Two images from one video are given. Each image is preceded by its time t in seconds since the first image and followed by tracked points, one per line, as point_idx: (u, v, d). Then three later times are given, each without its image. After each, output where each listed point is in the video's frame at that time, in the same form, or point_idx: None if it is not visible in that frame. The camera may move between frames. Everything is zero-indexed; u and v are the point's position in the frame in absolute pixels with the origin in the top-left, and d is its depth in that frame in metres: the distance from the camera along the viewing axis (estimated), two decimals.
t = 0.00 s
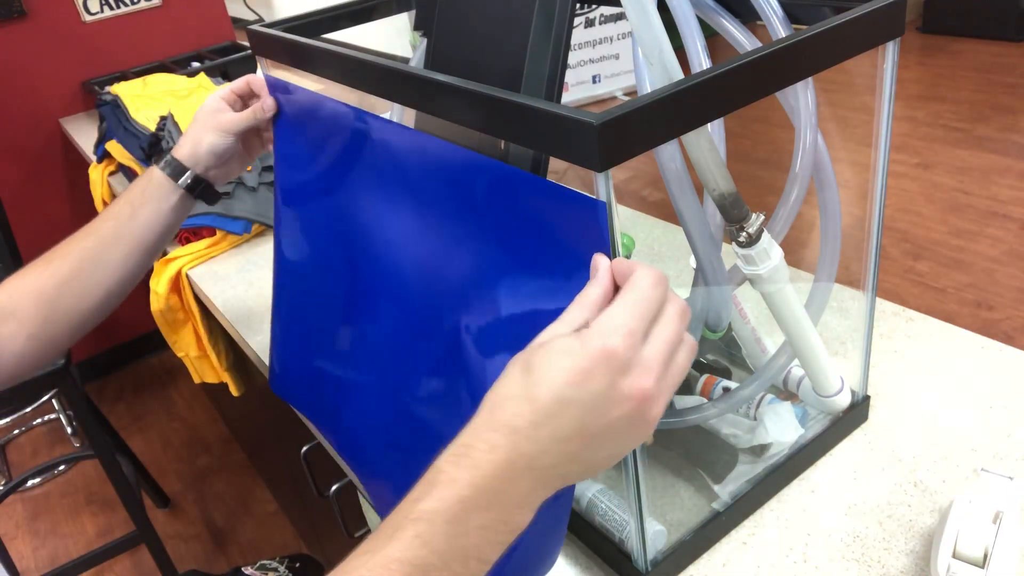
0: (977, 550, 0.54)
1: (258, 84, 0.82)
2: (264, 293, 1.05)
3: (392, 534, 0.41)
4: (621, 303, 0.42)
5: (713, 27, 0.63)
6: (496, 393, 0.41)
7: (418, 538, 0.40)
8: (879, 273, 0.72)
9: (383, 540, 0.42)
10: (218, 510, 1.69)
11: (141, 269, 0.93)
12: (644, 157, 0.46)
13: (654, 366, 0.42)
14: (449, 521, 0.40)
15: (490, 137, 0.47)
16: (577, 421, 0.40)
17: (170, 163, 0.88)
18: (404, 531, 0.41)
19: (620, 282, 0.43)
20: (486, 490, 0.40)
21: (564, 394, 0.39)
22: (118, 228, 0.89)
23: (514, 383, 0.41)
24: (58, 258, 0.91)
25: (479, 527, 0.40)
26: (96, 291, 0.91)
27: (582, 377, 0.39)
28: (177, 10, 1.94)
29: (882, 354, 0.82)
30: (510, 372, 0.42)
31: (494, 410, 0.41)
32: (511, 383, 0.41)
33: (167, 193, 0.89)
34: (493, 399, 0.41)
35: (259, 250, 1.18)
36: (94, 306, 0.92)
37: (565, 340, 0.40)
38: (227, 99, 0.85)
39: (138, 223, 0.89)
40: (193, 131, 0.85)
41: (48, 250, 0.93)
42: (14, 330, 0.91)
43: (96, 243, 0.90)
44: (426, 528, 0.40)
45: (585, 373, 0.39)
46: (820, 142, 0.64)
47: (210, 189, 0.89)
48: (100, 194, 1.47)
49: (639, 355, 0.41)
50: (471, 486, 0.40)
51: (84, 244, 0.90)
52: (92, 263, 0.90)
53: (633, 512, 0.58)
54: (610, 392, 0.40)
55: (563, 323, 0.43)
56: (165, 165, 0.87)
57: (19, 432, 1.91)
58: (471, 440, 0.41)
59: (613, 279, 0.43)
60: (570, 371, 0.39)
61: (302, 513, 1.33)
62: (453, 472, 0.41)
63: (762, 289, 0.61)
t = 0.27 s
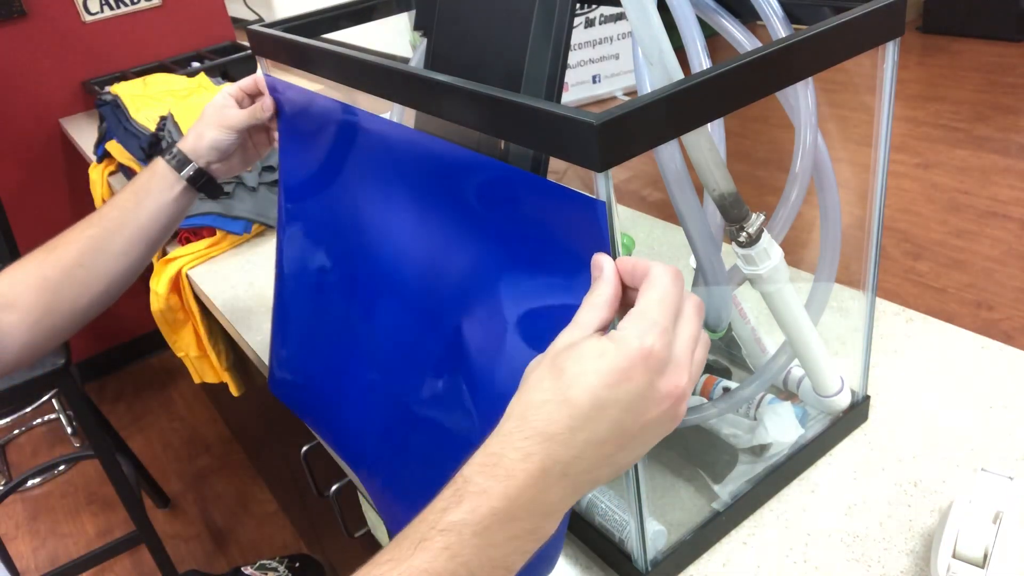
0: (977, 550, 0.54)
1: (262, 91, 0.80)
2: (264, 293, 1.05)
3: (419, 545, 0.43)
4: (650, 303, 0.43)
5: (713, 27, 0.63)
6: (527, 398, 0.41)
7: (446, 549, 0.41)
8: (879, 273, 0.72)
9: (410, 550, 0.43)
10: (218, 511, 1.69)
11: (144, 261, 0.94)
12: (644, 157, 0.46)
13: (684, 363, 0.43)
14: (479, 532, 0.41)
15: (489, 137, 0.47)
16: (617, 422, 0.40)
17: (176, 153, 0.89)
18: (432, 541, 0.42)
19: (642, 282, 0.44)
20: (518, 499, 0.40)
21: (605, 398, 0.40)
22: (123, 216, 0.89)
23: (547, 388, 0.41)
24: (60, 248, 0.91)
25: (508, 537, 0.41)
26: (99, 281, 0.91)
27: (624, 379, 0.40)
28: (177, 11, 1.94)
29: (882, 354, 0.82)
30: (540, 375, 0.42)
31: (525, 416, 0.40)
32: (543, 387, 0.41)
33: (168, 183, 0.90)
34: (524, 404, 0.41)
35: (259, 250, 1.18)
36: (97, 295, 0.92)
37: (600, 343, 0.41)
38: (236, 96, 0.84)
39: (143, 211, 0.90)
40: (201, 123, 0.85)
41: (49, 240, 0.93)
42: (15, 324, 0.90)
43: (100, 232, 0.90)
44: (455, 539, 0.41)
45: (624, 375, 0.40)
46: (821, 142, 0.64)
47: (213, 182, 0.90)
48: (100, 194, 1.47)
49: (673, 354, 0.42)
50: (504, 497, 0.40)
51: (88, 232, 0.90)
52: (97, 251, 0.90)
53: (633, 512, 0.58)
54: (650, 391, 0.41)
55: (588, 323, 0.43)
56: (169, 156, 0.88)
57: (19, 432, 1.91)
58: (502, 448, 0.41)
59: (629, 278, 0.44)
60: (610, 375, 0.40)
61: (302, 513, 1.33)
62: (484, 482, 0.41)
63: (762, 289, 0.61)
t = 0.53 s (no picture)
0: (977, 550, 0.54)
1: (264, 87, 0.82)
2: (264, 293, 1.05)
3: (417, 544, 0.43)
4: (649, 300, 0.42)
5: (713, 27, 0.64)
6: (527, 398, 0.41)
7: (446, 547, 0.41)
8: (879, 273, 0.72)
9: (409, 549, 0.43)
10: (218, 511, 1.69)
11: (144, 258, 0.93)
12: (645, 157, 0.46)
13: (684, 361, 0.43)
14: (479, 531, 0.41)
15: (489, 137, 0.47)
16: (616, 421, 0.40)
17: (176, 153, 0.89)
18: (431, 541, 0.42)
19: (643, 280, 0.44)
20: (519, 496, 0.40)
21: (604, 396, 0.40)
22: (123, 215, 0.89)
23: (546, 387, 0.41)
24: (60, 247, 0.91)
25: (508, 536, 0.41)
26: (99, 279, 0.91)
27: (623, 376, 0.40)
28: (177, 11, 1.94)
29: (882, 354, 0.82)
30: (539, 375, 0.42)
31: (524, 416, 0.41)
32: (542, 386, 0.41)
33: (168, 182, 0.90)
34: (523, 402, 0.41)
35: (259, 250, 1.18)
36: (99, 293, 0.92)
37: (600, 342, 0.41)
38: (235, 96, 0.85)
39: (144, 210, 0.90)
40: (200, 124, 0.86)
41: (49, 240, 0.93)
42: (14, 321, 0.89)
43: (100, 231, 0.90)
44: (456, 538, 0.41)
45: (622, 374, 0.40)
46: (821, 142, 0.64)
47: (213, 181, 0.90)
48: (100, 194, 1.47)
49: (671, 352, 0.42)
50: (503, 495, 0.40)
51: (88, 232, 0.91)
52: (97, 250, 0.90)
53: (633, 512, 0.58)
54: (649, 390, 0.41)
55: (588, 322, 0.43)
56: (168, 155, 0.88)
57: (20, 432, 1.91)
58: (502, 448, 0.41)
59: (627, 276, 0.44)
60: (609, 373, 0.40)
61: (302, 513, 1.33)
62: (483, 480, 0.41)
63: (762, 289, 0.61)
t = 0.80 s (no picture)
0: (977, 550, 0.54)
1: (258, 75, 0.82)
2: (264, 293, 1.05)
3: (408, 541, 0.43)
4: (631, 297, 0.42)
5: (713, 27, 0.63)
6: (511, 396, 0.41)
7: (434, 544, 0.41)
8: (879, 273, 0.72)
9: (398, 547, 0.44)
10: (219, 511, 1.69)
11: (142, 265, 0.94)
12: (645, 157, 0.46)
13: (666, 356, 0.42)
14: (467, 527, 0.41)
15: (489, 137, 0.47)
16: (597, 416, 0.40)
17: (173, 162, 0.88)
18: (420, 538, 0.42)
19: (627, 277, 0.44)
20: (507, 494, 0.40)
21: (584, 391, 0.39)
22: (121, 225, 0.90)
23: (528, 386, 0.41)
24: (57, 255, 0.91)
25: (497, 533, 0.41)
26: (98, 288, 0.91)
27: (601, 371, 0.40)
28: (177, 11, 1.94)
29: (882, 354, 0.82)
30: (521, 374, 0.42)
31: (509, 414, 0.41)
32: (525, 385, 0.41)
33: (167, 193, 0.90)
34: (506, 402, 0.41)
35: (259, 250, 1.18)
36: (98, 300, 0.93)
37: (579, 337, 0.41)
38: (226, 96, 0.84)
39: (142, 221, 0.90)
40: (195, 132, 0.85)
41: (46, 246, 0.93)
42: (12, 329, 0.89)
43: (99, 241, 0.90)
44: (445, 536, 0.41)
45: (601, 369, 0.40)
46: (821, 142, 0.64)
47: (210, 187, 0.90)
48: (100, 195, 1.47)
49: (650, 347, 0.42)
50: (490, 491, 0.41)
51: (86, 241, 0.91)
52: (96, 260, 0.90)
53: (633, 513, 0.58)
54: (629, 385, 0.40)
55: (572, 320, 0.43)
56: (166, 163, 0.88)
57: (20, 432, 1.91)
58: (487, 445, 0.41)
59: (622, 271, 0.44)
60: (589, 368, 0.39)
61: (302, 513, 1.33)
62: (471, 477, 0.42)
63: (762, 289, 0.61)
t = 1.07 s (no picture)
0: (977, 550, 0.54)
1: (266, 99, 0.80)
2: (264, 293, 1.05)
3: (367, 553, 0.36)
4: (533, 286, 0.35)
5: (713, 27, 0.63)
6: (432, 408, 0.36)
7: (397, 551, 0.35)
8: (879, 273, 0.72)
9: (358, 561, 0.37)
10: (218, 510, 1.69)
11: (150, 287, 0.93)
12: (645, 156, 0.46)
13: (580, 343, 0.34)
14: (426, 534, 0.35)
15: (490, 137, 0.47)
16: (512, 433, 0.33)
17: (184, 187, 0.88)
18: (380, 546, 0.36)
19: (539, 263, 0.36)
20: (461, 501, 0.34)
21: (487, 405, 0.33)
22: (131, 247, 0.90)
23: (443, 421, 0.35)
24: (65, 277, 0.91)
25: (456, 538, 0.35)
26: (106, 309, 0.91)
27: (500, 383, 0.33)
28: (177, 11, 1.94)
29: (882, 354, 0.82)
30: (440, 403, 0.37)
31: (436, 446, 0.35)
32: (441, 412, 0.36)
33: (176, 216, 0.90)
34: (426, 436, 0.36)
35: (259, 250, 1.18)
36: (105, 321, 0.92)
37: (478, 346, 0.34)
38: (234, 116, 0.83)
39: (153, 244, 0.90)
40: (206, 155, 0.85)
41: (52, 268, 0.93)
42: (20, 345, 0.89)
43: (110, 263, 0.90)
44: (407, 542, 0.35)
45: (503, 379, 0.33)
46: (820, 142, 0.64)
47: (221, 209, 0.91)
48: (101, 195, 1.47)
49: (557, 342, 0.33)
50: (445, 500, 0.34)
51: (95, 263, 0.91)
52: (105, 281, 0.90)
53: (633, 512, 0.58)
54: (535, 391, 0.33)
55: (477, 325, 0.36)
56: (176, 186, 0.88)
57: (20, 431, 1.91)
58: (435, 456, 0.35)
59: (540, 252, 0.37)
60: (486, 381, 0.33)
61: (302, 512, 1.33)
62: (424, 487, 0.35)
63: (762, 289, 0.61)
